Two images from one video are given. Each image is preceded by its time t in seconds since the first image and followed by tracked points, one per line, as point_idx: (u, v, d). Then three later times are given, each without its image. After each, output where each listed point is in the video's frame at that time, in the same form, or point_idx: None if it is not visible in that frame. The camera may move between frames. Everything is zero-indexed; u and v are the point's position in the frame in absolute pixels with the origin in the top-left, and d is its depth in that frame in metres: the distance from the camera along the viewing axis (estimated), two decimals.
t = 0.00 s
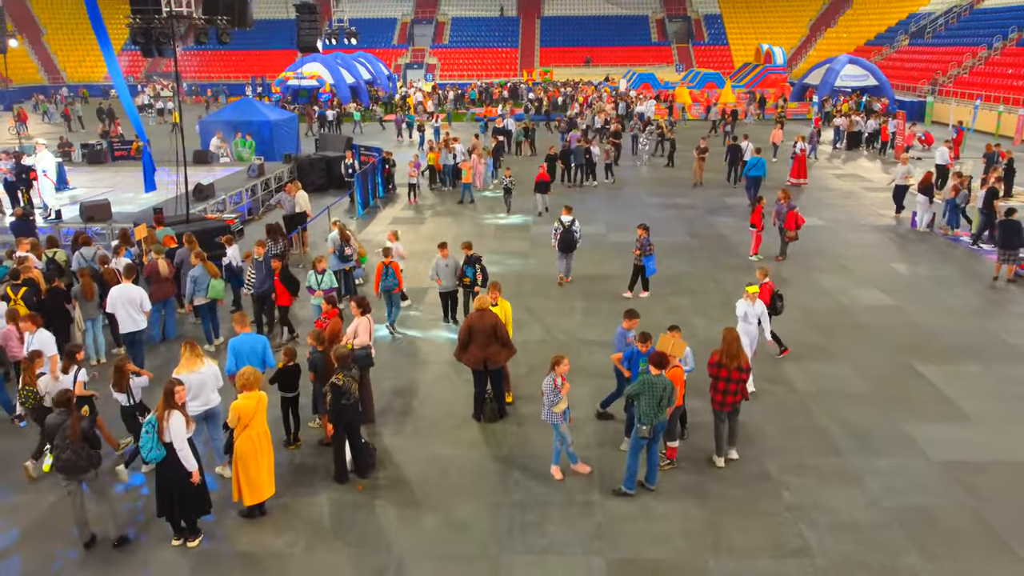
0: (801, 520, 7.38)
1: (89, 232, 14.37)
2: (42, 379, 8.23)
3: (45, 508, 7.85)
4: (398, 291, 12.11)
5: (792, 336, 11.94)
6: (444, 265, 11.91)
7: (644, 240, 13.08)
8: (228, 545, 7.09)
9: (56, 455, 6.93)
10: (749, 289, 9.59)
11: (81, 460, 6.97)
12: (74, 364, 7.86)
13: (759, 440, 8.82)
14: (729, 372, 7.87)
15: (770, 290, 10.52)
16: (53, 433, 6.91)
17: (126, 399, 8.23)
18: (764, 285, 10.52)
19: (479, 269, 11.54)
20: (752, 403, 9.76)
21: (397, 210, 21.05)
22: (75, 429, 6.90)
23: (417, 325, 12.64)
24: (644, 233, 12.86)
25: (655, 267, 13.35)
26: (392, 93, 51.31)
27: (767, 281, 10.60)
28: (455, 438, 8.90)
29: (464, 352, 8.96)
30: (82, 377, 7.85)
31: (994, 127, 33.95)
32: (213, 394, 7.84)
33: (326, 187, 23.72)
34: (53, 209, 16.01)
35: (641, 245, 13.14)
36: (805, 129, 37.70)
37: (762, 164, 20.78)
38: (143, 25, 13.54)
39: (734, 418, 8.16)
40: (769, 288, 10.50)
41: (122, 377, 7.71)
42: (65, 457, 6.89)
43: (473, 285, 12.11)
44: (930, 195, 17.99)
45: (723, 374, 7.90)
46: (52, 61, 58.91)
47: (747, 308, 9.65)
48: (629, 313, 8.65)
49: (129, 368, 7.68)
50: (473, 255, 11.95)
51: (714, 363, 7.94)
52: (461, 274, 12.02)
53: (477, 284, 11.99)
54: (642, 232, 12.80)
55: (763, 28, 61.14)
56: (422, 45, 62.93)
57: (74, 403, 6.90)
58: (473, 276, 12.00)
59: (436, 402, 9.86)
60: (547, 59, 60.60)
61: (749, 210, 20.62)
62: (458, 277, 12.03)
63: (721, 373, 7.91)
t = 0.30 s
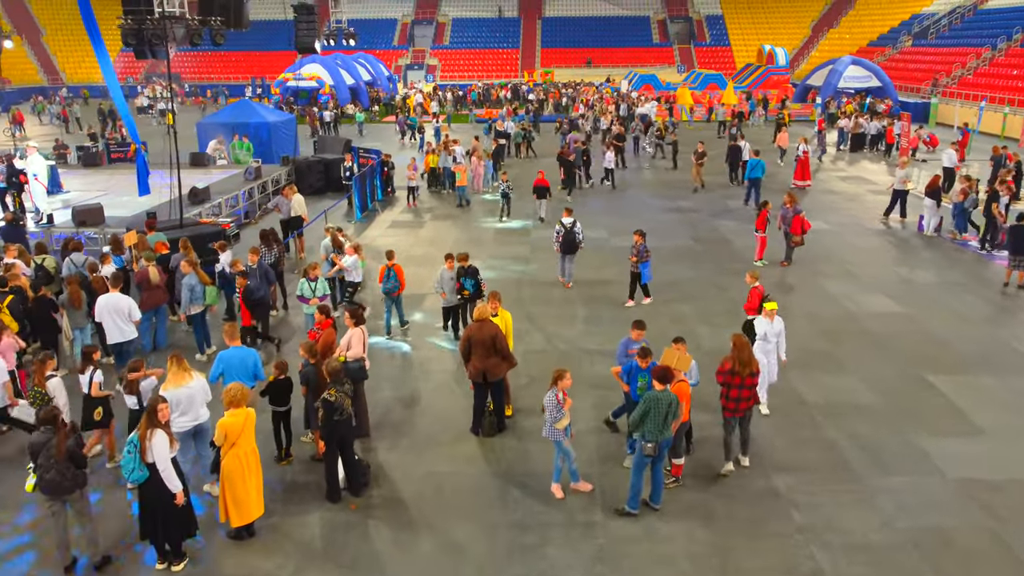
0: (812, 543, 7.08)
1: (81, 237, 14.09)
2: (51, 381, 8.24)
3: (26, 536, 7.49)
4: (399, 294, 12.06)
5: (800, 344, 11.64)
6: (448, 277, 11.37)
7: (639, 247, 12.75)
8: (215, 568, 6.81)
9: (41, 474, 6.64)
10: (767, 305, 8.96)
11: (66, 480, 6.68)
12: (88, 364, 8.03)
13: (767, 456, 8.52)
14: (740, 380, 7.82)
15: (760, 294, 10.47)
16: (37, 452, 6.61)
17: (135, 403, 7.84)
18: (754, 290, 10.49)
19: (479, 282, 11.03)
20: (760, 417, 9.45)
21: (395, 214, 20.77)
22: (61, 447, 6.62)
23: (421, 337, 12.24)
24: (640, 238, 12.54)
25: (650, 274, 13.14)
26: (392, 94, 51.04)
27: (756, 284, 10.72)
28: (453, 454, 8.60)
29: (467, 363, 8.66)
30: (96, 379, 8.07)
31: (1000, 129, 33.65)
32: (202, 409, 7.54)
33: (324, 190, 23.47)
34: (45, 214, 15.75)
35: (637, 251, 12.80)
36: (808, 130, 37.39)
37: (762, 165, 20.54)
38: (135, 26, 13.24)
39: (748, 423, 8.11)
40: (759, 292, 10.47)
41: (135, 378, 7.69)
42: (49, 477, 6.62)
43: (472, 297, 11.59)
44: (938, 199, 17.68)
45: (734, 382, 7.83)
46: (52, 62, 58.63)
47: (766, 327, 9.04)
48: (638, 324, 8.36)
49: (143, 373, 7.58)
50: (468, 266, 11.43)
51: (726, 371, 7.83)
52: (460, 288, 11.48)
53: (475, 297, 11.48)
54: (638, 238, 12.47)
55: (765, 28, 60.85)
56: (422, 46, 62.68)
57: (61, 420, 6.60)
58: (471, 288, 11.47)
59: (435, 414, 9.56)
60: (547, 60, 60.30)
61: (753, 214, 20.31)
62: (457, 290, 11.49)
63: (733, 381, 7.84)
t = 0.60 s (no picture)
0: (824, 567, 6.78)
1: (71, 242, 13.76)
2: (68, 382, 8.00)
3: (4, 558, 7.19)
4: (405, 294, 12.05)
5: (808, 354, 11.33)
6: (448, 288, 10.68)
7: (637, 253, 12.44)
8: None
9: (23, 495, 6.36)
10: (789, 326, 8.53)
11: (51, 501, 6.41)
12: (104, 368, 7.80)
13: (777, 475, 8.21)
14: (747, 385, 7.76)
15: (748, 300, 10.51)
16: (21, 471, 6.32)
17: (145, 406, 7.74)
18: (741, 295, 10.50)
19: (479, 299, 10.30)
20: (768, 431, 9.15)
21: (394, 217, 20.49)
22: (47, 467, 6.34)
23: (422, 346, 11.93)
24: (637, 244, 12.27)
25: (647, 282, 12.80)
26: (393, 94, 50.77)
27: (744, 288, 10.59)
28: (450, 470, 8.30)
29: (467, 375, 8.34)
30: (111, 383, 7.81)
31: (1006, 131, 33.35)
32: (191, 425, 7.24)
33: (322, 193, 23.22)
34: (37, 218, 15.48)
35: (634, 257, 12.47)
36: (811, 132, 37.08)
37: (762, 164, 20.56)
38: (126, 27, 12.95)
39: (754, 432, 7.96)
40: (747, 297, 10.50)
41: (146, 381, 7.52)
42: (34, 498, 6.33)
43: (474, 316, 10.67)
44: (946, 203, 17.35)
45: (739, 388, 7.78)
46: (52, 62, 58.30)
47: (786, 349, 8.62)
48: (642, 335, 8.23)
49: (153, 377, 7.41)
50: (473, 281, 10.57)
51: (730, 377, 7.81)
52: (461, 304, 10.64)
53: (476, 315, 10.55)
54: (635, 243, 12.17)
55: (767, 28, 60.53)
56: (423, 47, 62.44)
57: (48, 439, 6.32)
58: (470, 305, 10.58)
59: (432, 427, 9.26)
60: (549, 60, 60.00)
61: (757, 218, 19.99)
62: (456, 305, 10.64)
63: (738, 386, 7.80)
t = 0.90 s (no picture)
0: None
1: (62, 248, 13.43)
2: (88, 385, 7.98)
3: None
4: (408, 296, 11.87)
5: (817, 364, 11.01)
6: (445, 303, 10.07)
7: (637, 260, 12.05)
8: None
9: (4, 518, 6.06)
10: (811, 346, 7.96)
11: (34, 523, 6.12)
12: (121, 368, 7.99)
13: (787, 493, 7.91)
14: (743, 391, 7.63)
15: (736, 303, 10.39)
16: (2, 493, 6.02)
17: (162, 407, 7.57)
18: (731, 299, 10.35)
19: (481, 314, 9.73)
20: (777, 446, 8.85)
21: (393, 221, 20.20)
22: (30, 488, 6.06)
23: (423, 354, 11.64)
24: (635, 250, 11.88)
25: (648, 289, 12.22)
26: (394, 96, 50.51)
27: (733, 293, 10.39)
28: (448, 488, 8.00)
29: (468, 389, 7.98)
30: (128, 381, 8.11)
31: (1013, 133, 33.01)
32: (179, 443, 6.93)
33: (321, 195, 22.94)
34: (28, 223, 15.21)
35: (633, 264, 12.07)
36: (815, 134, 36.75)
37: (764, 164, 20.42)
38: (118, 28, 12.67)
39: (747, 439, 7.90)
40: (735, 301, 10.39)
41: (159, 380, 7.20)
42: (15, 522, 6.03)
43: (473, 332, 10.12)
44: (956, 207, 17.03)
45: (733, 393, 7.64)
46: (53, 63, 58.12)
47: (809, 370, 8.06)
48: (641, 346, 7.95)
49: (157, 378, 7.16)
50: (473, 294, 10.05)
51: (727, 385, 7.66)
52: (460, 318, 10.09)
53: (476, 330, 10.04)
54: (634, 248, 11.78)
55: (770, 29, 60.19)
56: (425, 48, 62.22)
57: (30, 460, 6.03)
58: (472, 320, 10.03)
59: (430, 442, 8.95)
60: (551, 61, 59.71)
61: (762, 221, 19.69)
62: (455, 319, 10.13)
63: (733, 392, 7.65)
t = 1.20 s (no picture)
0: None
1: (53, 253, 13.12)
2: (107, 383, 7.94)
3: None
4: (411, 297, 11.93)
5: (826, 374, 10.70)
6: (444, 318, 9.49)
7: (633, 268, 11.74)
8: None
9: None
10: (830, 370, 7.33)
11: (15, 548, 5.77)
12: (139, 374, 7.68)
13: (798, 512, 7.61)
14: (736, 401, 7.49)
15: (723, 312, 10.18)
16: None
17: (167, 408, 7.37)
18: (717, 306, 10.17)
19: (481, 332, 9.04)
20: (786, 461, 8.54)
21: (393, 224, 19.92)
22: (8, 510, 5.73)
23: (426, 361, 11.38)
24: (632, 258, 11.59)
25: (644, 297, 12.00)
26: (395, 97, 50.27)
27: (716, 300, 10.19)
28: (445, 506, 7.70)
29: (467, 404, 7.73)
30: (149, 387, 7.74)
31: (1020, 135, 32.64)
32: (165, 461, 6.63)
33: (321, 198, 22.67)
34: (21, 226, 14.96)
35: (628, 272, 11.75)
36: (820, 136, 36.43)
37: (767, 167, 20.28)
38: (110, 28, 12.40)
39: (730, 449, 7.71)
40: (723, 310, 10.19)
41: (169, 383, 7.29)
42: None
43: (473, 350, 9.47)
44: (966, 211, 16.69)
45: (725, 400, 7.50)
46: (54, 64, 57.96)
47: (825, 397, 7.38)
48: (637, 357, 7.56)
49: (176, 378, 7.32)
50: (473, 311, 9.39)
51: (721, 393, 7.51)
52: (461, 336, 9.44)
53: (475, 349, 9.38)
54: (631, 256, 11.51)
55: (774, 30, 59.83)
56: (427, 48, 61.99)
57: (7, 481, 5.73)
58: (471, 337, 9.38)
59: (426, 456, 8.63)
60: (553, 62, 59.43)
61: (767, 225, 19.38)
62: (455, 337, 9.47)
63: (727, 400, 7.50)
